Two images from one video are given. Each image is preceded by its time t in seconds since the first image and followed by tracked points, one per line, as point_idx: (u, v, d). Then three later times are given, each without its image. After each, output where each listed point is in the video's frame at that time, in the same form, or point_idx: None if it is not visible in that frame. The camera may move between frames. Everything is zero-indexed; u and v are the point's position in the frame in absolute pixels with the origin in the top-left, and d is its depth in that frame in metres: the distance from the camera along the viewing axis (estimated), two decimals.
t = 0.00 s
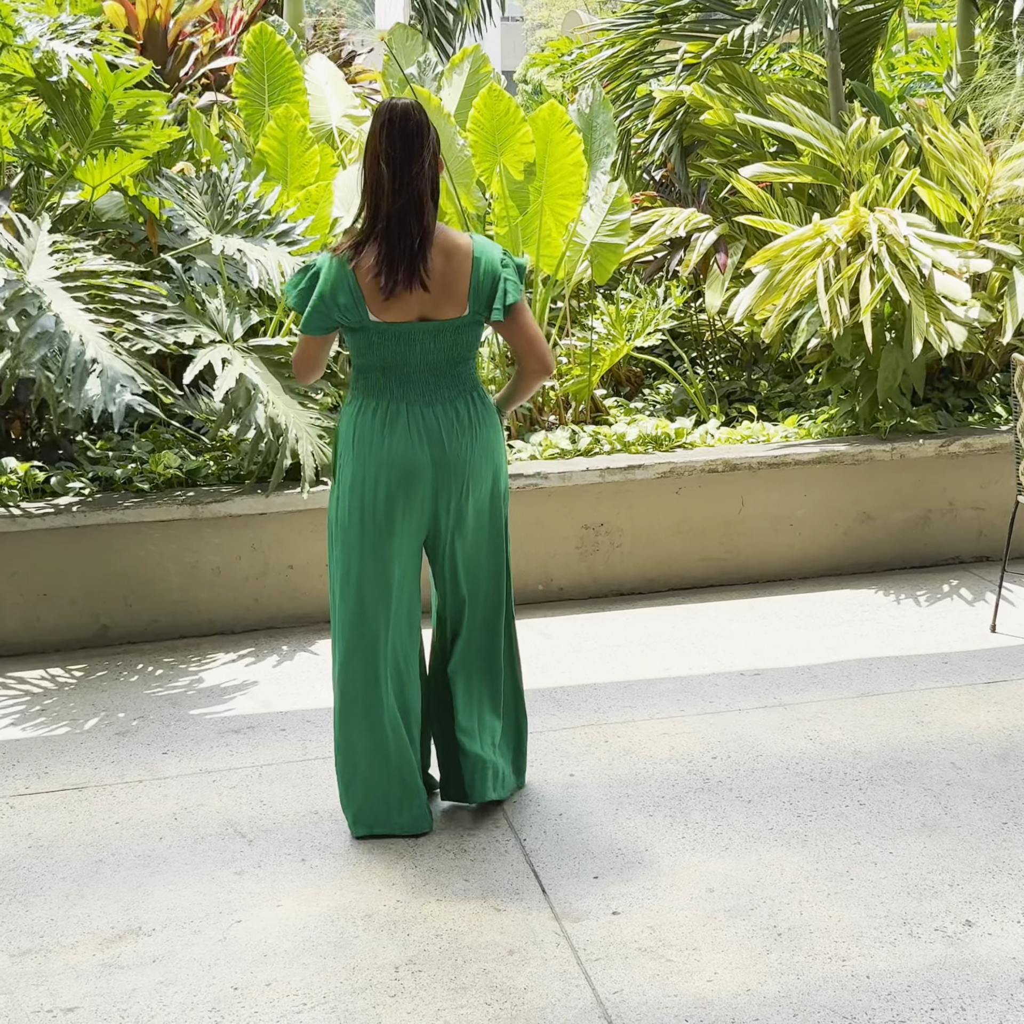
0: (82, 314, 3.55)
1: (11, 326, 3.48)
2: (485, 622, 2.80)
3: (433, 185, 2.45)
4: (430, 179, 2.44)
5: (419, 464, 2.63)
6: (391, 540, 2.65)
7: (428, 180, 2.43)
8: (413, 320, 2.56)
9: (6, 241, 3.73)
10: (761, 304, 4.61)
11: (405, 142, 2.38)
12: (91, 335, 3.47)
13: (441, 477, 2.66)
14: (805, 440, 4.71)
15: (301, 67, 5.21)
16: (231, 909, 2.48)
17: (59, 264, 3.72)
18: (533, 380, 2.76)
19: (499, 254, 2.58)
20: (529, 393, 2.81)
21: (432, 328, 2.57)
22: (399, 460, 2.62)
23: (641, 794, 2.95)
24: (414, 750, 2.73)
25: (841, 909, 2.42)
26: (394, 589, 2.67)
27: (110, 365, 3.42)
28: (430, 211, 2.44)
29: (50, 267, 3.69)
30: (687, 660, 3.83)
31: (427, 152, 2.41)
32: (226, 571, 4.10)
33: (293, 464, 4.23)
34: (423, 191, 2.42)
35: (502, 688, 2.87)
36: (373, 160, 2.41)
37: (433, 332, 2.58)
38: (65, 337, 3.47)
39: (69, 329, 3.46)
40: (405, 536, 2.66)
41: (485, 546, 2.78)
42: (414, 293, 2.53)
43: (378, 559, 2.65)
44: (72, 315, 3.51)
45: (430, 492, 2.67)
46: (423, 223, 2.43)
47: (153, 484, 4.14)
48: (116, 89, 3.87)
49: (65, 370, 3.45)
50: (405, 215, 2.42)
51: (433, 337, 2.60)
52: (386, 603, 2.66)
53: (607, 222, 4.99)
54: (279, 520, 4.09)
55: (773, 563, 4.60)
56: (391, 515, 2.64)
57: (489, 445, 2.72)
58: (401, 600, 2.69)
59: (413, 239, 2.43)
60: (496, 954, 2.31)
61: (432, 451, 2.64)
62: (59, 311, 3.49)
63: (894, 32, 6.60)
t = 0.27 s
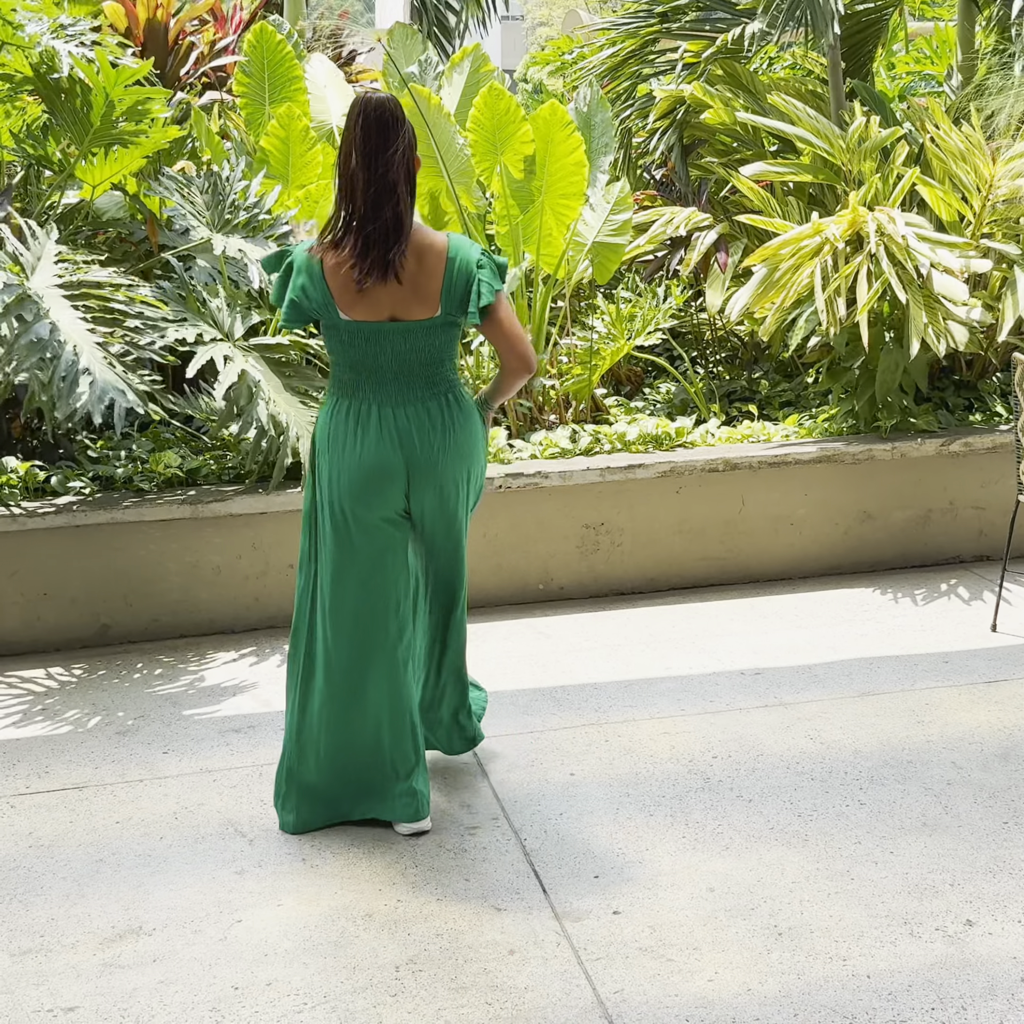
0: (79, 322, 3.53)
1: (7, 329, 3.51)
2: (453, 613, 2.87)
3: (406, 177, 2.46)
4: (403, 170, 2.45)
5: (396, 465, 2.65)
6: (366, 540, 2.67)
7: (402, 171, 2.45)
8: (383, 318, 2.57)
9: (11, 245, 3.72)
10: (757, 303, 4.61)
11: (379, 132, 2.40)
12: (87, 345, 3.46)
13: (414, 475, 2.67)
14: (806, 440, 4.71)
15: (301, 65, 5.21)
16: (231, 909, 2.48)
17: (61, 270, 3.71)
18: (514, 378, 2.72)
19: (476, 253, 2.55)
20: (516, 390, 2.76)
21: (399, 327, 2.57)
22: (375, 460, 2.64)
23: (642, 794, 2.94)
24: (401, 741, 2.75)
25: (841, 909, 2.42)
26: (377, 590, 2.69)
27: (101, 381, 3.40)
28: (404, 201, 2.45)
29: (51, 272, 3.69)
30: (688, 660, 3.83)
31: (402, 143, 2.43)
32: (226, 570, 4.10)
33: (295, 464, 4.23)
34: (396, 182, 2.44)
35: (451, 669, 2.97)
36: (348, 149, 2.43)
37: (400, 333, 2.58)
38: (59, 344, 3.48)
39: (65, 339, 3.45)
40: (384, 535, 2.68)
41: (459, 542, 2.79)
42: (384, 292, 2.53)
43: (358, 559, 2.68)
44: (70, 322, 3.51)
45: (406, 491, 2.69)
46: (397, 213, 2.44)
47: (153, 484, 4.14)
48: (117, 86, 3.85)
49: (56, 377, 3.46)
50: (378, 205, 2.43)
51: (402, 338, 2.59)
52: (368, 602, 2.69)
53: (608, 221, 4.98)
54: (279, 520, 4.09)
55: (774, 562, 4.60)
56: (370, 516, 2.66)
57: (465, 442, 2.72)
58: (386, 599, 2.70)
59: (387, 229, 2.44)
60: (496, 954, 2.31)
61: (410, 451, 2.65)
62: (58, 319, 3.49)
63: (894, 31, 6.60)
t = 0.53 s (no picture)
0: (84, 329, 3.54)
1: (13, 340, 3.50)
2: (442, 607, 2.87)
3: (391, 177, 2.46)
4: (388, 171, 2.45)
5: (386, 462, 2.64)
6: (358, 537, 2.67)
7: (386, 173, 2.45)
8: (372, 320, 2.57)
9: (10, 248, 3.73)
10: (758, 302, 4.60)
11: (361, 135, 2.40)
12: (93, 354, 3.48)
13: (405, 473, 2.67)
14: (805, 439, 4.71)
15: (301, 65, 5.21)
16: (232, 908, 2.48)
17: (62, 274, 3.72)
18: (497, 381, 2.71)
19: (466, 253, 2.55)
20: (500, 392, 2.76)
21: (390, 328, 2.58)
22: (366, 459, 2.64)
23: (642, 793, 2.94)
24: (393, 738, 2.75)
25: (841, 908, 2.42)
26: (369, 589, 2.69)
27: (107, 391, 3.43)
28: (388, 203, 2.45)
29: (53, 276, 3.70)
30: (688, 659, 3.83)
31: (386, 145, 2.43)
32: (226, 569, 4.10)
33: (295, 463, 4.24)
34: (380, 183, 2.44)
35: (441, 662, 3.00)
36: (331, 152, 2.43)
37: (391, 333, 2.59)
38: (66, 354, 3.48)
39: (71, 348, 3.47)
40: (377, 534, 2.68)
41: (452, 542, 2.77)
42: (372, 293, 2.54)
43: (351, 559, 2.68)
44: (75, 330, 3.52)
45: (398, 490, 2.68)
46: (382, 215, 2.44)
47: (154, 483, 4.14)
48: (119, 85, 3.85)
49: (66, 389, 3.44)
50: (363, 208, 2.43)
51: (392, 338, 2.59)
52: (361, 601, 2.69)
53: (606, 221, 4.97)
54: (279, 519, 4.10)
55: (774, 562, 4.60)
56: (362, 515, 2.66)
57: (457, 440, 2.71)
58: (379, 596, 2.70)
59: (373, 232, 2.44)
60: (496, 953, 2.31)
61: (400, 449, 2.65)
62: (62, 327, 3.51)
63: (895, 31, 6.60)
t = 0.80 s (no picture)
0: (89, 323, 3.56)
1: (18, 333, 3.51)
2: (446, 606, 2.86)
3: (388, 174, 2.46)
4: (384, 167, 2.45)
5: (387, 458, 2.64)
6: (359, 534, 2.67)
7: (383, 170, 2.45)
8: (371, 316, 2.58)
9: (14, 246, 3.73)
10: (761, 303, 4.61)
11: (358, 132, 2.41)
12: (99, 346, 3.48)
13: (406, 470, 2.66)
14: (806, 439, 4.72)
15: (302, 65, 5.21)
16: (232, 908, 2.48)
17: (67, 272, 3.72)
18: (500, 373, 2.69)
19: (467, 250, 2.56)
20: (503, 382, 2.72)
21: (392, 325, 2.58)
22: (367, 456, 2.64)
23: (642, 793, 2.95)
24: (394, 736, 2.75)
25: (842, 908, 2.42)
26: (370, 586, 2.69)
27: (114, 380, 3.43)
28: (382, 200, 2.46)
29: (58, 273, 3.69)
30: (688, 658, 3.84)
31: (383, 141, 2.44)
32: (227, 569, 4.10)
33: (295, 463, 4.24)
34: (375, 179, 2.45)
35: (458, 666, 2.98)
36: (329, 148, 2.45)
37: (392, 329, 2.59)
38: (72, 345, 3.49)
39: (77, 339, 3.47)
40: (378, 531, 2.68)
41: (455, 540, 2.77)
42: (372, 289, 2.54)
43: (351, 556, 2.68)
44: (80, 324, 3.54)
45: (399, 487, 2.68)
46: (378, 211, 2.46)
47: (154, 483, 4.14)
48: (119, 89, 3.86)
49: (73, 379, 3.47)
50: (357, 204, 2.45)
51: (394, 334, 2.60)
52: (362, 598, 2.69)
53: (607, 220, 4.98)
54: (280, 519, 4.10)
55: (774, 562, 4.60)
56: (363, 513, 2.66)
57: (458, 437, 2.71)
58: (379, 593, 2.69)
59: (368, 229, 2.46)
60: (497, 952, 2.31)
61: (400, 445, 2.65)
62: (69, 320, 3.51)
63: (896, 31, 6.60)
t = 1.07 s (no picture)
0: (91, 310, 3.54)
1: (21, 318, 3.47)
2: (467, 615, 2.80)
3: (396, 178, 2.45)
4: (393, 171, 2.44)
5: (392, 457, 2.63)
6: (365, 533, 2.66)
7: (393, 174, 2.44)
8: (393, 321, 2.56)
9: (14, 240, 3.70)
10: (762, 304, 4.60)
11: (368, 136, 2.41)
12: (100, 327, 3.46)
13: (416, 472, 2.64)
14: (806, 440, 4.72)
15: (303, 65, 5.21)
16: (232, 909, 2.48)
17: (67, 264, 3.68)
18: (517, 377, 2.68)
19: (485, 254, 2.55)
20: (518, 385, 2.71)
21: (413, 328, 2.57)
22: (375, 456, 2.63)
23: (642, 793, 2.95)
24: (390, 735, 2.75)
25: (841, 909, 2.42)
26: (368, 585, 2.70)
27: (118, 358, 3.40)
28: (390, 204, 2.44)
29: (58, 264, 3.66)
30: (688, 659, 3.84)
31: (393, 145, 2.43)
32: (228, 570, 4.10)
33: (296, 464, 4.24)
34: (383, 184, 2.43)
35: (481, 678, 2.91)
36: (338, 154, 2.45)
37: (413, 333, 2.58)
38: (76, 329, 3.46)
39: (79, 321, 3.45)
40: (385, 532, 2.67)
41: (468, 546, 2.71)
42: (394, 291, 2.53)
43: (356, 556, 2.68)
44: (83, 309, 3.51)
45: (409, 489, 2.65)
46: (388, 215, 2.44)
47: (154, 484, 4.14)
48: (120, 99, 3.87)
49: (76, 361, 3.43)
50: (366, 209, 2.44)
51: (414, 337, 2.58)
52: (363, 597, 2.69)
53: (609, 220, 4.98)
54: (280, 520, 4.10)
55: (775, 562, 4.60)
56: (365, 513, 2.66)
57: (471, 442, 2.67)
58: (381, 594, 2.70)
59: (378, 233, 2.44)
60: (496, 953, 2.31)
61: (405, 446, 2.62)
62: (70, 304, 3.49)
63: (896, 31, 6.59)
